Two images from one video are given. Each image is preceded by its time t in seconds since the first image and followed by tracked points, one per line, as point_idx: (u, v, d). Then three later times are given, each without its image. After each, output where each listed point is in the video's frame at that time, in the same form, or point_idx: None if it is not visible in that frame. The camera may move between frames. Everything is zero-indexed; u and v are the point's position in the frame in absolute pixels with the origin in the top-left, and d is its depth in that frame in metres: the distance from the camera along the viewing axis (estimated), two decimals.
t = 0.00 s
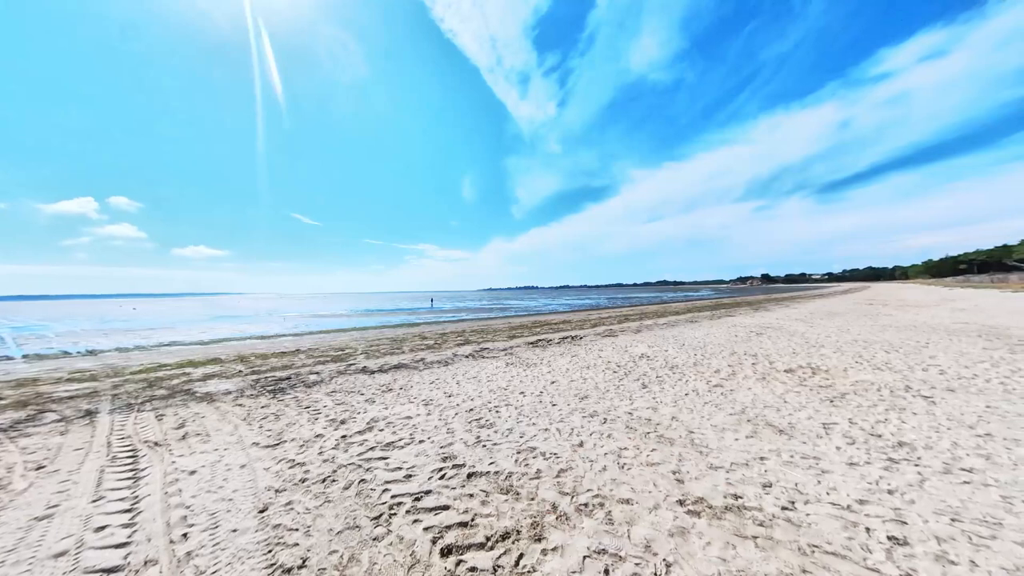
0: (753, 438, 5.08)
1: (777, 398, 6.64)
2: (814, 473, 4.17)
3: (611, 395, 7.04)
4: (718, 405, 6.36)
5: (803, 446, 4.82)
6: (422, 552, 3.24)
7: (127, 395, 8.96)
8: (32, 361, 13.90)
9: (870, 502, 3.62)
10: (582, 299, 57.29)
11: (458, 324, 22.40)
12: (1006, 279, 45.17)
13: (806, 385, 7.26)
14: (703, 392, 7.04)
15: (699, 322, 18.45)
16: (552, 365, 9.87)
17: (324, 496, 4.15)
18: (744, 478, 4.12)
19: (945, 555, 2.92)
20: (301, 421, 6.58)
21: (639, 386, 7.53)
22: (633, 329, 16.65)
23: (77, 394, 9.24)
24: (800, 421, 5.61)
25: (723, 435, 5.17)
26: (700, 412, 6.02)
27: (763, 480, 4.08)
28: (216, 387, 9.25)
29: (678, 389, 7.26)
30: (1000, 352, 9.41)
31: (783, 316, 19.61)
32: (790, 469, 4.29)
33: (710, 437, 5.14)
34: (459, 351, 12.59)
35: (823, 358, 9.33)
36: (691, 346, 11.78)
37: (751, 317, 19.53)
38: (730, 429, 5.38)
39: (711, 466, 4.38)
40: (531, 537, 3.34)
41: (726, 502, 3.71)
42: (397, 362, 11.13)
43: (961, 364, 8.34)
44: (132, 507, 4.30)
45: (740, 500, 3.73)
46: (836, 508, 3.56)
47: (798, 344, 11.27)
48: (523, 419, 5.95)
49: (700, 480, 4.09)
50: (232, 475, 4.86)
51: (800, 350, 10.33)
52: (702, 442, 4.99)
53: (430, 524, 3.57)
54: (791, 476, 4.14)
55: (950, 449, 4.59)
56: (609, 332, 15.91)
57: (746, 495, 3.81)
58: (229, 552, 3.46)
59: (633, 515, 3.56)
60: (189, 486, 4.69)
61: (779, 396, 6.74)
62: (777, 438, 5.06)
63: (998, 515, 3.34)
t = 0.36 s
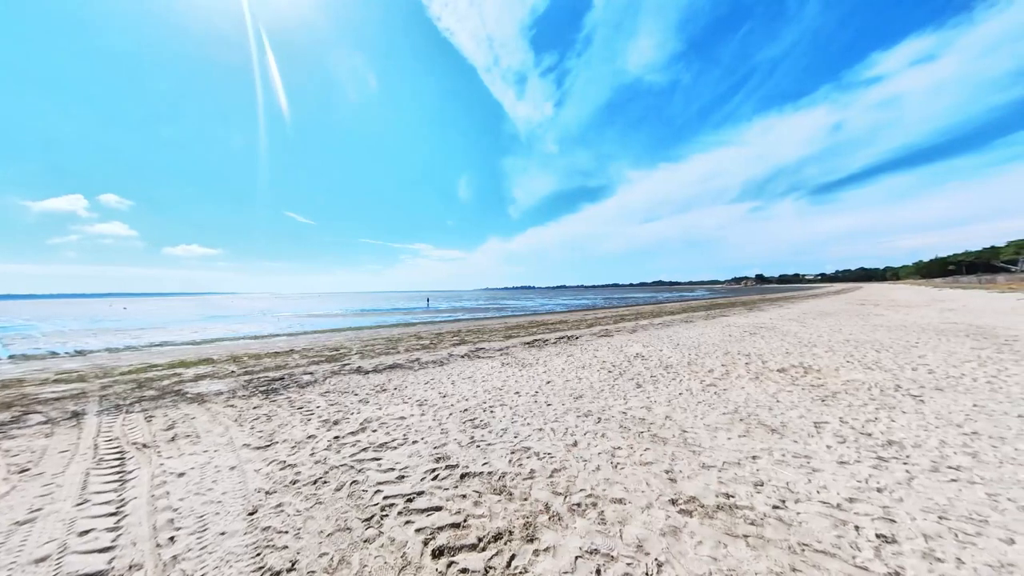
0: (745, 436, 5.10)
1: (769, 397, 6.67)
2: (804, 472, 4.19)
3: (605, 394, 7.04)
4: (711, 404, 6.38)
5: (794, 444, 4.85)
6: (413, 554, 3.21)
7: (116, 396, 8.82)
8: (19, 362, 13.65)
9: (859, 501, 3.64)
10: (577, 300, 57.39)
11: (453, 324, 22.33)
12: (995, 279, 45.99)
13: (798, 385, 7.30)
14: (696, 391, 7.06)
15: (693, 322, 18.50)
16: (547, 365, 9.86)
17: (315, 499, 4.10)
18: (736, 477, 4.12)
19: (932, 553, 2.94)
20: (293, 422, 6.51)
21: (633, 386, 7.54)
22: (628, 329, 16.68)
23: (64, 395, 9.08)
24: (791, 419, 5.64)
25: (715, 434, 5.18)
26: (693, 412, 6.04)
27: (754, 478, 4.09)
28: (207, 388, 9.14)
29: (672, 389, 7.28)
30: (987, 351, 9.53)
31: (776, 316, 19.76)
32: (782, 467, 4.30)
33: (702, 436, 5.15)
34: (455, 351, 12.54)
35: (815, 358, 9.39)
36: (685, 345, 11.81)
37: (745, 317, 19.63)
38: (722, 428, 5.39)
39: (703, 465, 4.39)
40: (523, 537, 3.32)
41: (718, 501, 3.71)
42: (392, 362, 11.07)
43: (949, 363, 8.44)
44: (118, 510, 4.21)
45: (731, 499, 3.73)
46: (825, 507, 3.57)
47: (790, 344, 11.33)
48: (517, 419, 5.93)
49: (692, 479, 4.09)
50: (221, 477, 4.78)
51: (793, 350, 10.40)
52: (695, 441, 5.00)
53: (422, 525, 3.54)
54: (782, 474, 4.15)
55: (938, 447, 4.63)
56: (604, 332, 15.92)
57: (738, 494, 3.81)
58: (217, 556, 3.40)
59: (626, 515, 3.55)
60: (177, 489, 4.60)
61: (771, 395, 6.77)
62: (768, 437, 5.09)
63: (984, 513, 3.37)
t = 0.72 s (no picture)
0: (735, 435, 5.13)
1: (760, 396, 6.72)
2: (793, 470, 4.22)
3: (599, 394, 7.05)
4: (703, 403, 6.41)
5: (783, 442, 4.88)
6: (403, 554, 3.18)
7: (104, 397, 8.67)
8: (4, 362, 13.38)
9: (845, 498, 3.67)
10: (573, 301, 57.54)
11: (448, 323, 22.25)
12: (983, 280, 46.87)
13: (789, 384, 7.36)
14: (689, 390, 7.10)
15: (687, 322, 18.61)
16: (542, 365, 9.85)
17: (305, 499, 4.06)
18: (726, 475, 4.14)
19: (914, 549, 2.98)
20: (285, 422, 6.45)
21: (627, 385, 7.57)
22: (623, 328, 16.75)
23: (51, 396, 8.92)
24: (781, 418, 5.68)
25: (707, 433, 5.21)
26: (685, 410, 6.06)
27: (743, 476, 4.11)
28: (198, 388, 9.03)
29: (665, 388, 7.31)
30: (973, 351, 9.67)
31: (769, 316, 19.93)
32: (771, 465, 4.33)
33: (694, 434, 5.17)
34: (450, 350, 12.50)
35: (805, 357, 9.48)
36: (679, 345, 11.87)
37: (738, 317, 19.77)
38: (713, 426, 5.42)
39: (694, 463, 4.41)
40: (514, 537, 3.30)
41: (708, 498, 3.72)
42: (386, 362, 11.00)
43: (935, 363, 8.56)
44: (103, 513, 4.12)
45: (720, 497, 3.75)
46: (812, 504, 3.60)
47: (782, 344, 11.42)
48: (511, 419, 5.92)
49: (683, 477, 4.11)
50: (210, 478, 4.72)
51: (784, 349, 10.50)
52: (686, 439, 5.02)
53: (413, 525, 3.51)
54: (770, 472, 4.18)
55: (923, 445, 4.69)
56: (599, 332, 15.97)
57: (727, 492, 3.83)
58: (204, 558, 3.35)
59: (616, 513, 3.55)
60: (165, 490, 4.53)
61: (762, 394, 6.82)
62: (758, 435, 5.12)
63: (966, 509, 3.42)
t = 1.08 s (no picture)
0: (724, 434, 5.16)
1: (750, 395, 6.76)
2: (780, 468, 4.24)
3: (592, 394, 7.05)
4: (694, 402, 6.44)
5: (771, 441, 4.91)
6: (392, 555, 3.15)
7: (92, 398, 8.52)
8: None
9: (830, 496, 3.69)
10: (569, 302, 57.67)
11: (443, 323, 22.15)
12: (969, 281, 47.95)
13: (779, 383, 7.42)
14: (681, 390, 7.13)
15: (681, 322, 18.73)
16: (536, 365, 9.84)
17: (294, 500, 4.01)
18: (714, 474, 4.16)
19: (895, 545, 3.01)
20: (276, 422, 6.38)
21: (620, 385, 7.58)
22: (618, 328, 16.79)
23: (38, 397, 8.76)
24: (770, 417, 5.72)
25: (697, 432, 5.22)
26: (677, 410, 6.08)
27: (732, 475, 4.13)
28: (189, 388, 8.91)
29: (657, 387, 7.33)
30: (958, 350, 9.84)
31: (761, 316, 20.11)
32: (759, 464, 4.35)
33: (684, 434, 5.18)
34: (445, 350, 12.45)
35: (796, 357, 9.56)
36: (673, 345, 11.93)
37: (732, 317, 19.91)
38: (704, 426, 5.44)
39: (683, 463, 4.41)
40: (503, 537, 3.28)
41: (696, 497, 3.73)
42: (380, 361, 10.94)
43: (921, 362, 8.69)
44: (86, 516, 4.03)
45: (709, 496, 3.76)
46: (797, 502, 3.62)
47: (773, 343, 11.52)
48: (503, 419, 5.90)
49: (672, 477, 4.11)
50: (197, 480, 4.65)
51: (775, 349, 10.60)
52: (677, 439, 5.03)
53: (402, 526, 3.48)
54: (758, 471, 4.20)
55: (906, 443, 4.74)
56: (594, 332, 16.00)
57: (715, 490, 3.84)
58: (188, 561, 3.29)
59: (606, 513, 3.54)
60: (151, 493, 4.45)
61: (752, 393, 6.87)
62: (747, 434, 5.15)
63: (945, 506, 3.46)
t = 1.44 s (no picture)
0: (715, 432, 5.17)
1: (742, 393, 6.79)
2: (768, 466, 4.26)
3: (586, 393, 7.05)
4: (686, 401, 6.45)
5: (761, 439, 4.93)
6: (380, 555, 3.11)
7: (79, 398, 8.39)
8: None
9: (815, 493, 3.71)
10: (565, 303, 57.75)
11: (438, 323, 22.05)
12: (957, 283, 48.66)
13: (770, 382, 7.46)
14: (673, 389, 7.15)
15: (675, 321, 18.81)
16: (531, 364, 9.83)
17: (282, 501, 3.96)
18: (703, 472, 4.16)
19: (877, 542, 3.03)
20: (266, 422, 6.31)
21: (614, 384, 7.58)
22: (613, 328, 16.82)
23: (24, 396, 8.59)
24: (760, 415, 5.75)
25: (688, 431, 5.23)
26: (669, 409, 6.09)
27: (721, 473, 4.13)
28: (179, 388, 8.79)
29: (650, 387, 7.34)
30: (944, 349, 9.97)
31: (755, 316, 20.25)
32: (748, 462, 4.36)
33: (675, 432, 5.19)
34: (440, 350, 12.39)
35: (787, 356, 9.62)
36: (666, 344, 11.96)
37: (726, 317, 20.02)
38: (695, 424, 5.45)
39: (673, 461, 4.42)
40: (492, 536, 3.26)
41: (685, 496, 3.73)
42: (375, 361, 10.86)
43: (909, 361, 8.78)
44: (69, 517, 3.95)
45: (697, 494, 3.75)
46: (783, 499, 3.63)
47: (766, 342, 11.60)
48: (496, 419, 5.87)
49: (662, 475, 4.11)
50: (184, 481, 4.58)
51: (767, 348, 10.66)
52: (668, 437, 5.04)
53: (391, 526, 3.44)
54: (746, 469, 4.21)
55: (892, 441, 4.78)
56: (589, 331, 16.01)
57: (704, 489, 3.84)
58: (173, 563, 3.23)
59: (595, 512, 3.53)
60: (136, 494, 4.37)
61: (744, 391, 6.90)
62: (737, 432, 5.17)
63: (927, 503, 3.49)
